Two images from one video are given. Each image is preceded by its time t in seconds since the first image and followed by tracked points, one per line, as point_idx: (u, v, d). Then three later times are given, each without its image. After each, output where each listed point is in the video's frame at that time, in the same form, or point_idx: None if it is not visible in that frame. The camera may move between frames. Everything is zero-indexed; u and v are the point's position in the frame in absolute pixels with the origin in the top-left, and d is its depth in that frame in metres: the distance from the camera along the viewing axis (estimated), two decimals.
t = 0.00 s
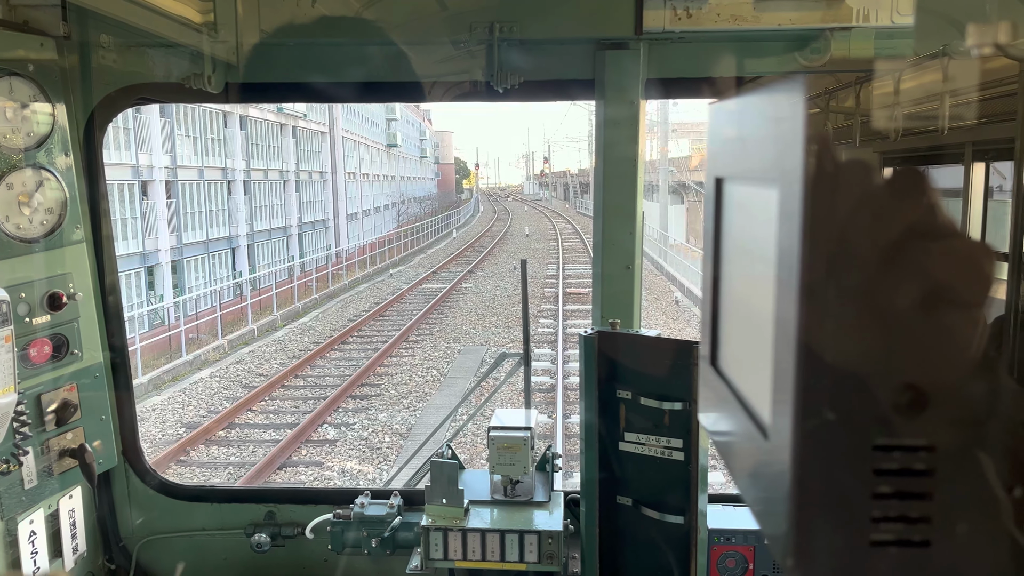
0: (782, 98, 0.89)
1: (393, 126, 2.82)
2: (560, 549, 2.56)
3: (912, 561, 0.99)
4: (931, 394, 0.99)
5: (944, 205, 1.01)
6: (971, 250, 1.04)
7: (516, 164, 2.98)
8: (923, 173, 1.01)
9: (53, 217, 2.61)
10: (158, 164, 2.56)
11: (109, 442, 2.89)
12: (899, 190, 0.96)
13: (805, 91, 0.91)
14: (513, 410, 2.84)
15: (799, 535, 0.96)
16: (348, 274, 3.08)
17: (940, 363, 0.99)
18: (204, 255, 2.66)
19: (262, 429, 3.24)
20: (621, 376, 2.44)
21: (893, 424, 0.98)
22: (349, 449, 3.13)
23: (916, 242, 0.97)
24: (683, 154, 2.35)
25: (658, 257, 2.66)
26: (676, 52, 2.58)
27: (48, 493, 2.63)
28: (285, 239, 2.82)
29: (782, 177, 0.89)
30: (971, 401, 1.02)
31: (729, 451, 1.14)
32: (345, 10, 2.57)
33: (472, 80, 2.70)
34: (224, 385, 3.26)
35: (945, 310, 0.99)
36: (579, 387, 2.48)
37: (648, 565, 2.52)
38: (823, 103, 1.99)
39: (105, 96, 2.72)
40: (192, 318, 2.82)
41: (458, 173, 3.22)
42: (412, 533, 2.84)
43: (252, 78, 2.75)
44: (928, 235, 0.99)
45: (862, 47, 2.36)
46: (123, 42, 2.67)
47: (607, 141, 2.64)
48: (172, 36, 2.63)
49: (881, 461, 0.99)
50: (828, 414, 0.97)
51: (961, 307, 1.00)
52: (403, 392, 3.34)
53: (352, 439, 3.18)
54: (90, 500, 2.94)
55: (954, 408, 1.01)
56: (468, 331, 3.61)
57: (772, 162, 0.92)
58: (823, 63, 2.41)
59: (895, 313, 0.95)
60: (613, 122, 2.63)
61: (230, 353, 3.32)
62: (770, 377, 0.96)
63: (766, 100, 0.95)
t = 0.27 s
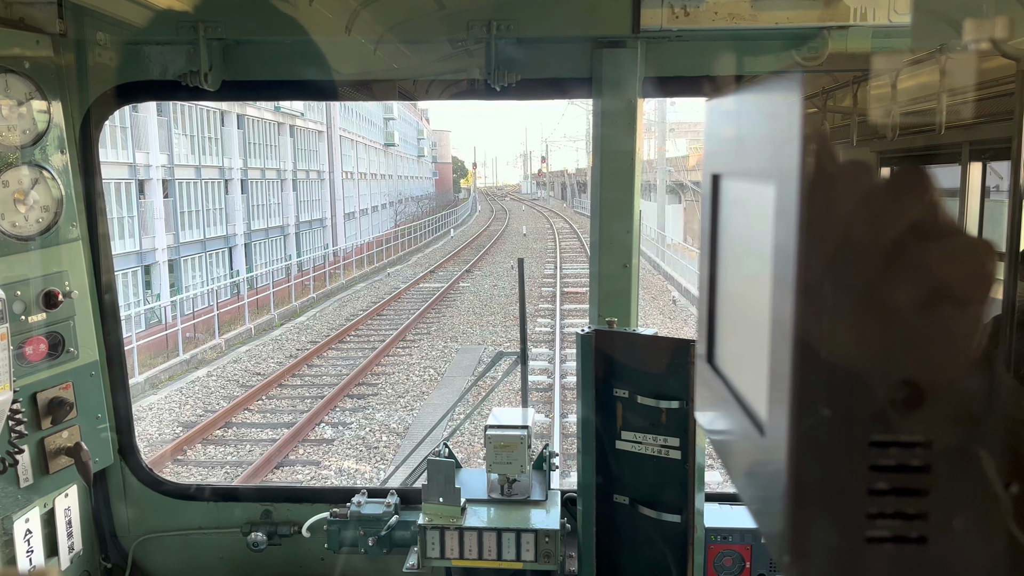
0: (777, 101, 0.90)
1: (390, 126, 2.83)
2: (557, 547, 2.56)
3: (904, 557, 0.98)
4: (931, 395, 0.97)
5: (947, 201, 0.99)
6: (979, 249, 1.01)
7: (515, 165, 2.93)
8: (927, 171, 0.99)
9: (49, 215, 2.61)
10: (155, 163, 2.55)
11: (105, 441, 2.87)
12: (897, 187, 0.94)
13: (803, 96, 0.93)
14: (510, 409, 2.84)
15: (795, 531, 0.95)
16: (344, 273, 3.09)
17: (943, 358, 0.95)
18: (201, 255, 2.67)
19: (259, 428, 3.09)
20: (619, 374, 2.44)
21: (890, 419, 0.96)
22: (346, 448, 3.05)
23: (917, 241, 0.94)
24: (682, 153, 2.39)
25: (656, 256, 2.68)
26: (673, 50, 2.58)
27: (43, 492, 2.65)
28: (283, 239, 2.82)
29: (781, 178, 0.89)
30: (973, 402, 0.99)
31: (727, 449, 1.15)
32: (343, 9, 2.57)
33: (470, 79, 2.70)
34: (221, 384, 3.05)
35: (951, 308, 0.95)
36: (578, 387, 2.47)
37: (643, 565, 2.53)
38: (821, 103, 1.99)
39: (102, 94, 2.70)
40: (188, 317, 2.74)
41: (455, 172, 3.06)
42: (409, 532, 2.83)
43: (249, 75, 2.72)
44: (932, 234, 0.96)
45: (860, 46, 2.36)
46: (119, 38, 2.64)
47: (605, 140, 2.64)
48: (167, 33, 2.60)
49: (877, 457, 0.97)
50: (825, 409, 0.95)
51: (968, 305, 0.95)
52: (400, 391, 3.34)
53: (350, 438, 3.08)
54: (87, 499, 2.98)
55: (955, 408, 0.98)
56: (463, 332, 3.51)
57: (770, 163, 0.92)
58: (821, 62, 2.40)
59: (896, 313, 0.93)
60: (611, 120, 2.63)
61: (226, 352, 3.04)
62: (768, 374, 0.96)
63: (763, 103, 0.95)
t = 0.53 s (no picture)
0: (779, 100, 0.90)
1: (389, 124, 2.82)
2: (556, 546, 2.56)
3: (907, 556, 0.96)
4: (932, 394, 0.96)
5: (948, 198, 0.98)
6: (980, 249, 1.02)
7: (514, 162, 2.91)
8: (930, 169, 0.98)
9: (48, 212, 2.61)
10: (154, 161, 2.57)
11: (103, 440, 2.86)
12: (899, 186, 0.94)
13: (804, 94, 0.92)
14: (509, 408, 2.84)
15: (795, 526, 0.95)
16: (343, 274, 3.05)
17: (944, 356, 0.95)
18: (200, 254, 2.68)
19: (257, 428, 3.18)
20: (619, 373, 2.43)
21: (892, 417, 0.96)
22: (345, 448, 3.10)
23: (921, 240, 0.94)
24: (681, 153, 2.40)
25: (655, 255, 2.68)
26: (674, 48, 2.58)
27: (41, 490, 2.65)
28: (282, 239, 2.82)
29: (782, 174, 0.90)
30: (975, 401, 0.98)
31: (727, 447, 1.15)
32: (342, 7, 2.57)
33: (469, 77, 2.69)
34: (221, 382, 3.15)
35: (950, 308, 0.95)
36: (576, 388, 2.48)
37: (643, 564, 2.52)
38: (820, 102, 1.99)
39: (101, 91, 2.69)
40: (187, 315, 2.76)
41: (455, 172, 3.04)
42: (408, 531, 2.83)
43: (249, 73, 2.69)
44: (933, 233, 0.96)
45: (860, 45, 2.36)
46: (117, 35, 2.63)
47: (605, 139, 2.64)
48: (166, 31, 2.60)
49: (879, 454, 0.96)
50: (824, 405, 0.95)
51: (964, 306, 0.96)
52: (399, 391, 3.34)
53: (348, 438, 3.14)
54: (84, 496, 2.97)
55: (957, 408, 0.97)
56: (462, 330, 3.63)
57: (771, 161, 0.92)
58: (822, 61, 2.41)
59: (896, 312, 0.93)
60: (611, 119, 2.62)
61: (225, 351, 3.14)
62: (768, 373, 0.96)
63: (766, 100, 0.95)
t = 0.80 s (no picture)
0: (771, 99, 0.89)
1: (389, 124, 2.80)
2: (554, 544, 2.56)
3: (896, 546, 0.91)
4: (927, 390, 0.90)
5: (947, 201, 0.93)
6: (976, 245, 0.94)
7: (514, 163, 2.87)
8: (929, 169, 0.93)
9: (48, 210, 2.61)
10: (154, 160, 2.59)
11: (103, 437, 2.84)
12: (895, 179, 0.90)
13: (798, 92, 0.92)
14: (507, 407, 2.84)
15: (788, 521, 0.92)
16: (343, 273, 3.13)
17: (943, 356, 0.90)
18: (200, 252, 2.73)
19: (257, 427, 3.16)
20: (617, 372, 2.44)
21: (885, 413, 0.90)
22: (345, 448, 3.11)
23: (917, 237, 0.90)
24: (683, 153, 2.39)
25: (654, 255, 2.68)
26: (673, 48, 2.58)
27: (40, 487, 2.63)
28: (282, 238, 2.88)
29: (776, 173, 0.88)
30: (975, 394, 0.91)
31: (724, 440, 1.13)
32: (342, 6, 2.57)
33: (469, 77, 2.68)
34: (220, 381, 3.16)
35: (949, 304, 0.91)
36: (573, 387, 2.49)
37: (640, 562, 2.54)
38: (820, 102, 2.00)
39: (100, 90, 2.70)
40: (187, 315, 2.81)
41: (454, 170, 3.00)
42: (406, 528, 2.84)
43: (249, 71, 2.68)
44: (929, 230, 0.91)
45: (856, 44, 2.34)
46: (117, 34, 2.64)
47: (604, 139, 2.65)
48: (167, 29, 2.62)
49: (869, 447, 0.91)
50: (820, 399, 0.90)
51: (970, 299, 0.90)
52: (399, 391, 3.33)
53: (348, 437, 3.14)
54: (83, 492, 2.98)
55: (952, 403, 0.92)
56: (462, 330, 3.52)
57: (765, 158, 0.91)
58: (819, 62, 2.36)
59: (894, 308, 0.89)
60: (610, 119, 2.63)
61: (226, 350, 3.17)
62: (761, 367, 0.95)
63: (757, 100, 0.95)
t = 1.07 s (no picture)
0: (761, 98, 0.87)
1: (389, 124, 2.82)
2: (551, 543, 2.57)
3: (882, 541, 0.89)
4: (912, 386, 0.88)
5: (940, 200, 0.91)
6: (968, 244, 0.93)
7: (513, 164, 2.96)
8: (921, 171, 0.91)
9: (48, 208, 2.61)
10: (155, 159, 2.62)
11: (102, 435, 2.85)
12: (887, 176, 0.87)
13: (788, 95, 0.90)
14: (506, 406, 2.86)
15: (775, 518, 0.89)
16: (342, 273, 3.15)
17: (934, 352, 0.88)
18: (200, 252, 2.74)
19: (257, 427, 3.19)
20: (615, 371, 2.44)
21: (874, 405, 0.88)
22: (344, 447, 3.12)
23: (907, 235, 0.87)
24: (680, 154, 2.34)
25: (655, 256, 2.69)
26: (671, 48, 2.59)
27: (39, 484, 2.63)
28: (282, 238, 2.89)
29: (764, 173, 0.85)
30: (960, 391, 0.90)
31: (720, 439, 1.10)
32: (342, 5, 2.57)
33: (469, 77, 2.69)
34: (219, 381, 3.19)
35: (939, 302, 0.88)
36: (572, 383, 2.47)
37: (637, 560, 2.55)
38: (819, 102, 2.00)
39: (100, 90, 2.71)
40: (187, 315, 2.83)
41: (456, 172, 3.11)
42: (404, 527, 2.84)
43: (249, 70, 2.69)
44: (922, 231, 0.88)
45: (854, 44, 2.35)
46: (118, 34, 2.65)
47: (602, 139, 2.65)
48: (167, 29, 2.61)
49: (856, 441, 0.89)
50: (808, 394, 0.87)
51: (957, 297, 0.90)
52: (398, 391, 3.33)
53: (347, 437, 3.16)
54: (82, 490, 2.98)
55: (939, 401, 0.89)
56: (461, 329, 3.52)
57: (757, 154, 0.88)
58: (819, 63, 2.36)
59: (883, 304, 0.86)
60: (608, 118, 2.64)
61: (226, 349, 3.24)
62: (750, 365, 0.92)
63: (748, 101, 0.93)
